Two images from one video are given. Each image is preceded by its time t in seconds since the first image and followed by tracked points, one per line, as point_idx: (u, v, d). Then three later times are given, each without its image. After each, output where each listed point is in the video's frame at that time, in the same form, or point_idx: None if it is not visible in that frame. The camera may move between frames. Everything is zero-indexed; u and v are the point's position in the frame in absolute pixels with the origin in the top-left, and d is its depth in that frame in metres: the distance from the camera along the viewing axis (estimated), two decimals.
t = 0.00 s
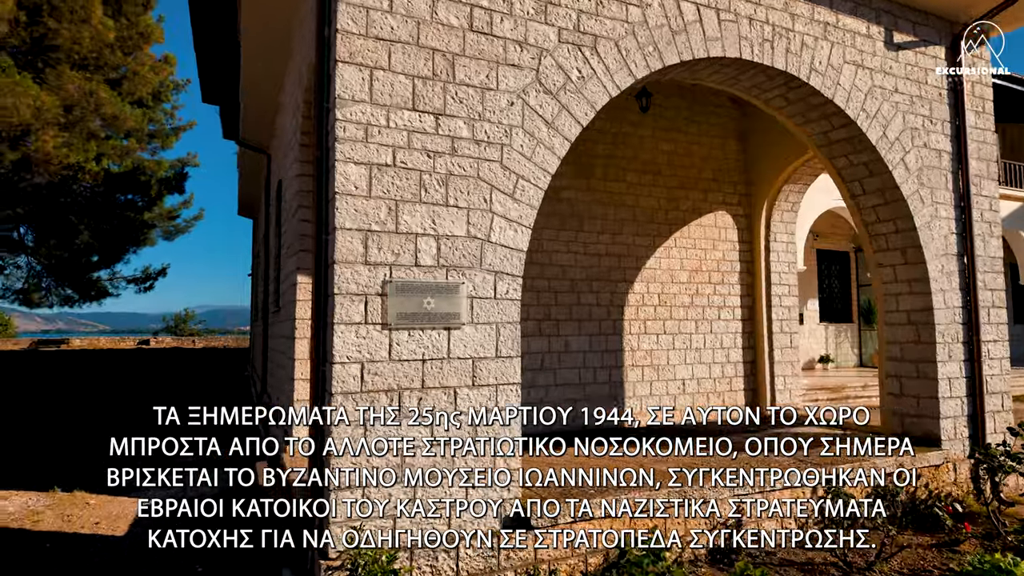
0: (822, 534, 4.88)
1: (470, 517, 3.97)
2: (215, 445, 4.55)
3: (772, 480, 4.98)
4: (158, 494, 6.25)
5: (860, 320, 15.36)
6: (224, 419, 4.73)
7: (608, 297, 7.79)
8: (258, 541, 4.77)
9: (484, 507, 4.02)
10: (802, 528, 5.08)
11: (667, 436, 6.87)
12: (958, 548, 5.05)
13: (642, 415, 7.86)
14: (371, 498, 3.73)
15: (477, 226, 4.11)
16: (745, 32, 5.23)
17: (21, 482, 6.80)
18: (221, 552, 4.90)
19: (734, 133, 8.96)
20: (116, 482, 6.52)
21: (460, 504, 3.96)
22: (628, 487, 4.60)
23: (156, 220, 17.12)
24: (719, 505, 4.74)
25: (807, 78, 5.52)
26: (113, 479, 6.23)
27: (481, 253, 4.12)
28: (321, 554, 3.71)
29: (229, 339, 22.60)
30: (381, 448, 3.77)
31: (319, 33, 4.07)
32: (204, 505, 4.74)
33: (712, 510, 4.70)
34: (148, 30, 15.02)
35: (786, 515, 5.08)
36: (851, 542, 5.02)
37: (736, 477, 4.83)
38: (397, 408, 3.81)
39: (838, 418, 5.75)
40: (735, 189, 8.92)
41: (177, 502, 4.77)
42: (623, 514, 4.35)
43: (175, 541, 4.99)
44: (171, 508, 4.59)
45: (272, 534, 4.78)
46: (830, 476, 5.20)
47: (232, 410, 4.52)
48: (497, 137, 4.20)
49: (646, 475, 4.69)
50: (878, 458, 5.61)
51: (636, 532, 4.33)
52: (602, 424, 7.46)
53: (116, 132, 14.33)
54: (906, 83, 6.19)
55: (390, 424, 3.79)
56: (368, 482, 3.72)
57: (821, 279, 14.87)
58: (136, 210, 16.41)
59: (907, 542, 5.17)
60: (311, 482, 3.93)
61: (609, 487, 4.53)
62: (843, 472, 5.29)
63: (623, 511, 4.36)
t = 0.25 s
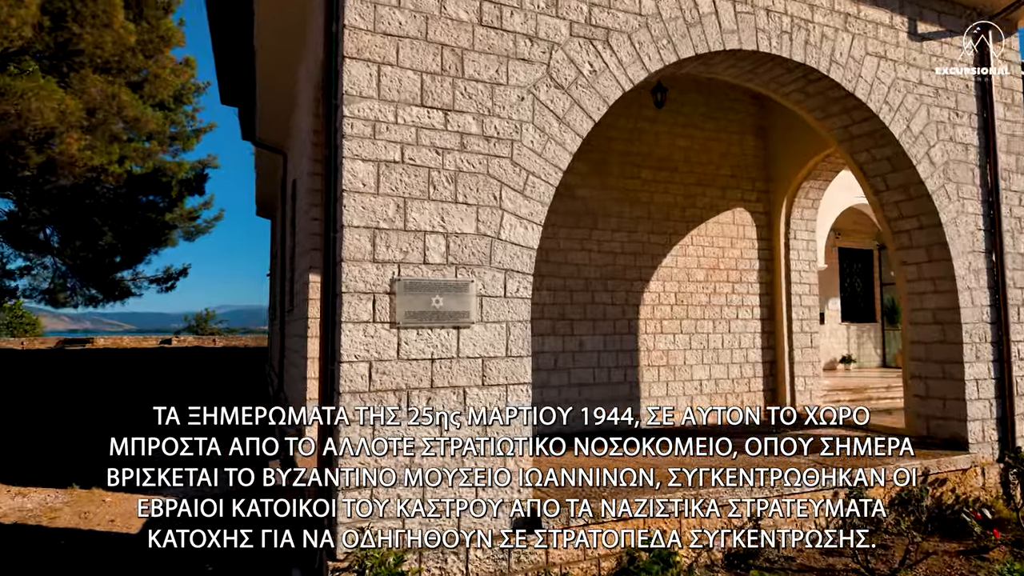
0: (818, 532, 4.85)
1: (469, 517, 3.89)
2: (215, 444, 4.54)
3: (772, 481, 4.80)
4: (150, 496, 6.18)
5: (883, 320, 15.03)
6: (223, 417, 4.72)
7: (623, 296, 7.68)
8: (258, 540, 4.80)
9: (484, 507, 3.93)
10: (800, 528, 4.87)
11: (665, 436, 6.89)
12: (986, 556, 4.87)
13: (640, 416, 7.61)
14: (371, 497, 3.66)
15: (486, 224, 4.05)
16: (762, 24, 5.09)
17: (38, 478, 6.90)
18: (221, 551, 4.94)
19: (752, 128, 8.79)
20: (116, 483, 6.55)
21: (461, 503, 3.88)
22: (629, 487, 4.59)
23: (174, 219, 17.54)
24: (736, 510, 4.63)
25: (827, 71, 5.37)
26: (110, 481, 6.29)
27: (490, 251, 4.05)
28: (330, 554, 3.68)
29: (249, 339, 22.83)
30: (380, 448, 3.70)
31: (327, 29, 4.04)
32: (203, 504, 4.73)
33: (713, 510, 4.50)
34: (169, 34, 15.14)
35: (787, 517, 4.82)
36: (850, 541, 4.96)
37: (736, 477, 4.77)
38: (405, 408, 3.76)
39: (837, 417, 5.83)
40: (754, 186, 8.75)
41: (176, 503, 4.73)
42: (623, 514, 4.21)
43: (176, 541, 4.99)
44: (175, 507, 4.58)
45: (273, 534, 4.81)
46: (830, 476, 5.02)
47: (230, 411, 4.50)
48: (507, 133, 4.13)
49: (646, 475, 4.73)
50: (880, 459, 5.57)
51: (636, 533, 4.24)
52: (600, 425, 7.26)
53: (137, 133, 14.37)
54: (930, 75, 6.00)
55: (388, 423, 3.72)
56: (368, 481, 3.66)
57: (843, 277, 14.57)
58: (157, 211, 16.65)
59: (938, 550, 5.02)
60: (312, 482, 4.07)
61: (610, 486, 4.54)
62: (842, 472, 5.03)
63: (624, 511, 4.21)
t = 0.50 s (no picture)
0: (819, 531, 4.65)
1: (470, 517, 3.79)
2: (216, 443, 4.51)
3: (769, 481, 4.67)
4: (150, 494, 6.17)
5: (907, 320, 14.68)
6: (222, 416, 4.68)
7: (640, 295, 7.56)
8: (258, 540, 4.91)
9: (485, 506, 3.83)
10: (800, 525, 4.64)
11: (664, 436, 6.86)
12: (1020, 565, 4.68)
13: (641, 416, 7.41)
14: (371, 498, 3.58)
15: (499, 221, 3.97)
16: (783, 15, 4.95)
17: (54, 476, 6.95)
18: (220, 551, 4.99)
19: (772, 123, 8.61)
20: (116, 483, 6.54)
21: (461, 503, 3.78)
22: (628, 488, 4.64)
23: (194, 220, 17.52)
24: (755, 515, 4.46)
25: (851, 63, 5.21)
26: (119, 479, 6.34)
27: (503, 248, 3.97)
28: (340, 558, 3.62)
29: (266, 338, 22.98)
30: (380, 448, 3.62)
31: (339, 24, 4.02)
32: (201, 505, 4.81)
33: (713, 508, 4.32)
34: (187, 36, 15.23)
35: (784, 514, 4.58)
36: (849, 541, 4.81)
37: (734, 477, 4.85)
38: (416, 408, 3.70)
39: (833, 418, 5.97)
40: (774, 182, 8.58)
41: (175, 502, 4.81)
42: (624, 514, 4.09)
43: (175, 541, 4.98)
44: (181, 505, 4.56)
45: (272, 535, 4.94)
46: (829, 475, 4.84)
47: (232, 410, 4.47)
48: (520, 127, 4.04)
49: (646, 475, 4.77)
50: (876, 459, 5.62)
51: (636, 533, 4.08)
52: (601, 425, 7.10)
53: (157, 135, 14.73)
54: (959, 66, 5.80)
55: (390, 422, 3.63)
56: (368, 481, 3.58)
57: (865, 276, 14.26)
58: (176, 211, 16.66)
59: (966, 559, 4.82)
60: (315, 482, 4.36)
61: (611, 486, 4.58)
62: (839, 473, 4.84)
63: (624, 511, 4.10)
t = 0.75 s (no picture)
0: (821, 531, 4.37)
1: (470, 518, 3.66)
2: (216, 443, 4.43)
3: (769, 481, 4.75)
4: (150, 494, 6.12)
5: (928, 320, 14.35)
6: (224, 416, 4.60)
7: (656, 294, 7.40)
8: (258, 541, 4.98)
9: (484, 506, 3.69)
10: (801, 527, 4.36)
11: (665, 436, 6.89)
12: None
13: (641, 415, 7.19)
14: (371, 498, 3.47)
15: (512, 218, 3.84)
16: (807, 5, 4.78)
17: (66, 476, 6.94)
18: (219, 552, 5.02)
19: (792, 118, 8.41)
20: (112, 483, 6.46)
21: (460, 502, 3.65)
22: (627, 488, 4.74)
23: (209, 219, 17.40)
24: (779, 522, 4.29)
25: (878, 53, 5.02)
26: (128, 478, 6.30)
27: (517, 246, 3.85)
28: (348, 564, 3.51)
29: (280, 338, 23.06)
30: (380, 448, 3.48)
31: (348, 16, 3.92)
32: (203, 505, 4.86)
33: (713, 509, 4.11)
34: (202, 36, 15.27)
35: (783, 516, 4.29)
36: (849, 542, 4.52)
37: (735, 478, 5.01)
38: (428, 411, 3.59)
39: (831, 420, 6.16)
40: (794, 179, 8.37)
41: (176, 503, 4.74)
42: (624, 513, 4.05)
43: (174, 541, 4.94)
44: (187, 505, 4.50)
45: (272, 536, 5.07)
46: (829, 476, 4.69)
47: (231, 411, 4.38)
48: (534, 121, 3.92)
49: (646, 475, 4.86)
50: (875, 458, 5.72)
51: (637, 532, 3.85)
52: (600, 425, 6.87)
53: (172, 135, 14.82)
54: (991, 56, 5.58)
55: (389, 420, 3.50)
56: (366, 481, 3.46)
57: (886, 275, 13.96)
58: (191, 211, 16.62)
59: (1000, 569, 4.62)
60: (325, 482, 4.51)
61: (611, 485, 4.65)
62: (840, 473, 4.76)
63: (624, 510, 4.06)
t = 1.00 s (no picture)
0: (819, 531, 4.17)
1: (470, 518, 3.53)
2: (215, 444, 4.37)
3: (770, 482, 4.89)
4: (150, 494, 6.08)
5: (944, 320, 14.08)
6: (223, 416, 4.52)
7: (667, 294, 7.25)
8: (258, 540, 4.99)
9: (484, 507, 3.56)
10: (796, 526, 4.12)
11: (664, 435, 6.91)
12: None
13: (641, 415, 7.01)
14: (372, 498, 3.35)
15: (521, 214, 3.72)
16: None
17: (67, 477, 6.89)
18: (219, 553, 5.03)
19: (806, 114, 8.23)
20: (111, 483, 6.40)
21: (460, 503, 3.51)
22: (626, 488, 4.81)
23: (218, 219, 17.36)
24: (798, 529, 4.13)
25: (899, 45, 4.85)
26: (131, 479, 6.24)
27: (525, 244, 3.72)
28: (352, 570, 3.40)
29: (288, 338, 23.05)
30: (379, 448, 3.35)
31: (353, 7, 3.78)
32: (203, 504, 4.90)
33: (713, 510, 4.12)
34: (210, 36, 15.26)
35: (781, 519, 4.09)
36: (849, 542, 4.25)
37: (735, 478, 5.10)
38: (433, 414, 3.47)
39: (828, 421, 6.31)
40: (808, 176, 8.20)
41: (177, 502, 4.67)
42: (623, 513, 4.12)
43: (174, 541, 4.93)
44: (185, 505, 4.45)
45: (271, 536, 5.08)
46: (829, 477, 4.81)
47: (230, 411, 4.30)
48: (544, 115, 3.79)
49: (646, 475, 5.03)
50: (880, 458, 5.79)
51: (635, 531, 3.73)
52: (601, 425, 6.75)
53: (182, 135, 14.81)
54: (1016, 47, 5.39)
55: (389, 418, 3.37)
56: (366, 482, 3.34)
57: (900, 275, 13.71)
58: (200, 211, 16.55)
59: None
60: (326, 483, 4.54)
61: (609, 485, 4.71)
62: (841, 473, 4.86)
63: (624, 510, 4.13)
